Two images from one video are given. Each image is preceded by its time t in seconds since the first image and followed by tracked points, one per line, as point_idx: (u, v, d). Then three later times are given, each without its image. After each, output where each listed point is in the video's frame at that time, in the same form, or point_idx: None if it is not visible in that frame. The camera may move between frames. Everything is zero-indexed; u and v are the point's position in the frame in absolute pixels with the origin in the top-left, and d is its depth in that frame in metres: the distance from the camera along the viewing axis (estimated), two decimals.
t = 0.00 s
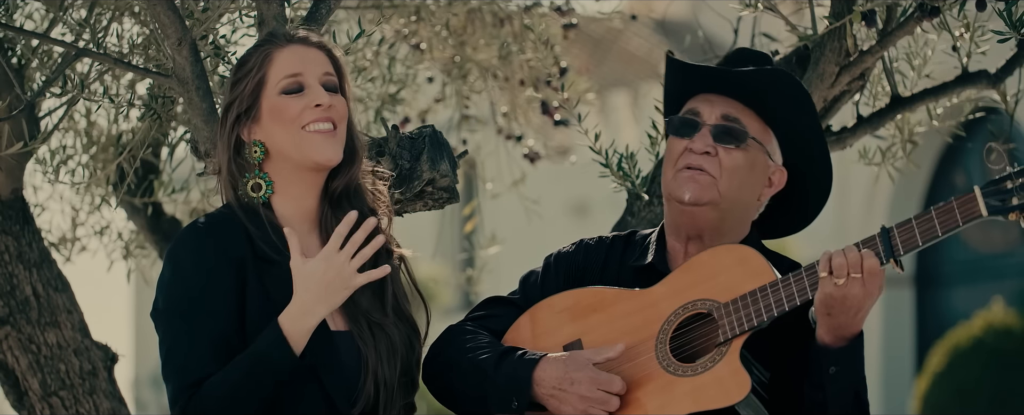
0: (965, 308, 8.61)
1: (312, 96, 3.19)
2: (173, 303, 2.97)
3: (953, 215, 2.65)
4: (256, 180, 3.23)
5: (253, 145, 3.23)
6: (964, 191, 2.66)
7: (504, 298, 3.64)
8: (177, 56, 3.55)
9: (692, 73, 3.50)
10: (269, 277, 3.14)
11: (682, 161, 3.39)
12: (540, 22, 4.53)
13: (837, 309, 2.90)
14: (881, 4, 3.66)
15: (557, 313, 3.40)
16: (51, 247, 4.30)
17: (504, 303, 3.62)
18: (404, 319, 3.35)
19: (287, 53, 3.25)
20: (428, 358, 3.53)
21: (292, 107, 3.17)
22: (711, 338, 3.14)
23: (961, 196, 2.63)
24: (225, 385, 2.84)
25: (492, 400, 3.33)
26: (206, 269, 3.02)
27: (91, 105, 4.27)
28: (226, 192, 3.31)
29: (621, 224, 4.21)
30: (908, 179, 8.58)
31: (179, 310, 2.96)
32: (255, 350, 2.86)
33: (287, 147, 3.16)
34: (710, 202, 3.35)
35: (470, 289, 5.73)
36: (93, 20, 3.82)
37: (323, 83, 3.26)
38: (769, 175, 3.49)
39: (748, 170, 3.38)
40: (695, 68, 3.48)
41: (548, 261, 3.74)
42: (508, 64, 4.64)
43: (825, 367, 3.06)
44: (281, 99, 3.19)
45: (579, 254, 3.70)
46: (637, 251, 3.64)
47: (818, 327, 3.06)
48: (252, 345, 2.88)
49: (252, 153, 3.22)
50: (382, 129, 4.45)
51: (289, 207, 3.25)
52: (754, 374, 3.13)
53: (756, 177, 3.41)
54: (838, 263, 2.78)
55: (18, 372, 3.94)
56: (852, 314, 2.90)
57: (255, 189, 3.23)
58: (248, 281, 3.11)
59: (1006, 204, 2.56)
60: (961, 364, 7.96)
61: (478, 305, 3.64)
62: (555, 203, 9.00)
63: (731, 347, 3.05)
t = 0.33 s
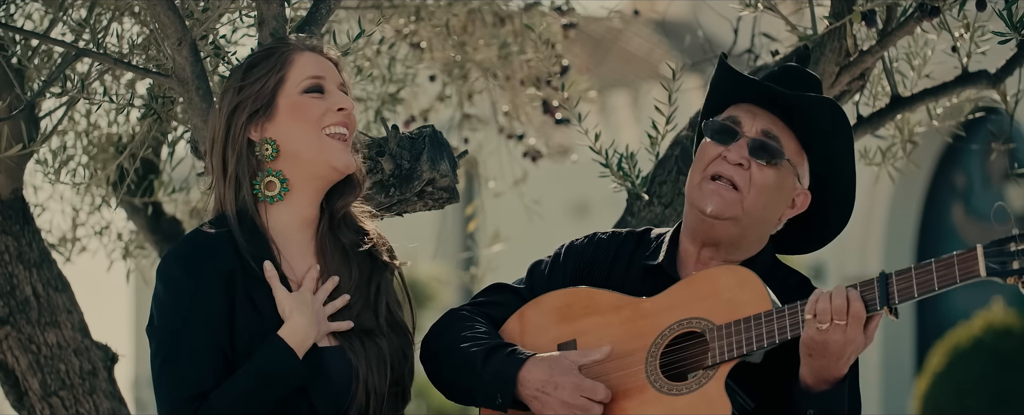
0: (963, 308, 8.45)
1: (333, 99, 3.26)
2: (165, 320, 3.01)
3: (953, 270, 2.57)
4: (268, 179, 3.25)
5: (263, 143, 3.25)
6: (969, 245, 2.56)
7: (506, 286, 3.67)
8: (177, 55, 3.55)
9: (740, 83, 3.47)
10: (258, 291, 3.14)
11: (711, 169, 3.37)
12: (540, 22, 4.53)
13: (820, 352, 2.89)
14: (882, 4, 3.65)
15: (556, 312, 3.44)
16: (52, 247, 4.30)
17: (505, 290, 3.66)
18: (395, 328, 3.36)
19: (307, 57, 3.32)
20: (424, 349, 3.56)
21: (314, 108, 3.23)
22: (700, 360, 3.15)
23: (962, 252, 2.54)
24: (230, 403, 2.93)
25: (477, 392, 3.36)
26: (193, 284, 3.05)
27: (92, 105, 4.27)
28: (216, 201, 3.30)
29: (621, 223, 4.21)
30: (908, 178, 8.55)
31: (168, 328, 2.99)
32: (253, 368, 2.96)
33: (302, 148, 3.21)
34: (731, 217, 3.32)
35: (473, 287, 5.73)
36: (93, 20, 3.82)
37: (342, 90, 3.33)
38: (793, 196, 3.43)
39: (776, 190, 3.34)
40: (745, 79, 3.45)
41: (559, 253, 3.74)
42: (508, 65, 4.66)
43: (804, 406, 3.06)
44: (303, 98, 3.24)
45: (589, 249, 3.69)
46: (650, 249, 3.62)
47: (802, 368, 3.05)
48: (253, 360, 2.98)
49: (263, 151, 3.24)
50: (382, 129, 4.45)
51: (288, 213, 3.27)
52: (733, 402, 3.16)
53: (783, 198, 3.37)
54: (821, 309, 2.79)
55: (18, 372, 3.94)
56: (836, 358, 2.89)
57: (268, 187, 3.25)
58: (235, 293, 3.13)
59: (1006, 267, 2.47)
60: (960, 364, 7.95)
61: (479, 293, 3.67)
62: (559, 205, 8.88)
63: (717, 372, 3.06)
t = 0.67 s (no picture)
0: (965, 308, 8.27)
1: (303, 115, 3.22)
2: (166, 346, 3.04)
3: (958, 297, 2.63)
4: (251, 203, 3.25)
5: (246, 167, 3.25)
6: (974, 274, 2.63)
7: (508, 285, 3.67)
8: (177, 56, 3.56)
9: (718, 79, 3.47)
10: (256, 310, 3.15)
11: (700, 166, 3.40)
12: (540, 22, 4.53)
13: (820, 374, 2.93)
14: (882, 3, 3.66)
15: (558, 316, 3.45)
16: (52, 246, 4.30)
17: (506, 289, 3.65)
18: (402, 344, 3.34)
19: (283, 72, 3.28)
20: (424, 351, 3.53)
21: (285, 126, 3.19)
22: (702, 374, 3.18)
23: (968, 279, 2.61)
24: None
25: (480, 393, 3.36)
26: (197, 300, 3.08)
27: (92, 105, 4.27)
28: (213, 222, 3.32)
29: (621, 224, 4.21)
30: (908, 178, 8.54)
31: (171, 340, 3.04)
32: (272, 391, 3.02)
33: (278, 166, 3.18)
34: (720, 213, 3.35)
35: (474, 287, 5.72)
36: (93, 20, 3.81)
37: (318, 103, 3.28)
38: (789, 188, 3.44)
39: (765, 180, 3.37)
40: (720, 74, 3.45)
41: (562, 252, 3.72)
42: (508, 65, 4.65)
43: None
44: (274, 117, 3.21)
45: (593, 248, 3.67)
46: (653, 251, 3.61)
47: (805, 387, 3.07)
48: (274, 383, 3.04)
49: (246, 175, 3.24)
50: (382, 129, 4.45)
51: (283, 229, 3.25)
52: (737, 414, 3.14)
53: (774, 189, 3.39)
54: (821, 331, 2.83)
55: (18, 372, 3.94)
56: (836, 380, 2.92)
57: (253, 211, 3.24)
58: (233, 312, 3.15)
59: (1011, 297, 2.54)
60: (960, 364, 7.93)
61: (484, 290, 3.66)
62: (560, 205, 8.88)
63: (720, 386, 3.10)
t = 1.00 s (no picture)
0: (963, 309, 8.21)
1: (303, 146, 3.25)
2: (155, 372, 3.02)
3: (965, 273, 2.60)
4: (252, 231, 3.26)
5: (246, 196, 3.27)
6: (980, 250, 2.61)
7: (513, 282, 3.68)
8: (177, 55, 3.56)
9: (730, 72, 3.53)
10: (244, 343, 3.15)
11: (713, 157, 3.38)
12: (540, 21, 4.53)
13: (829, 356, 2.90)
14: (882, 3, 3.66)
15: (559, 311, 3.45)
16: (53, 246, 4.31)
17: (512, 287, 3.66)
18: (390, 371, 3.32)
19: (284, 102, 3.31)
20: (430, 349, 3.55)
21: (285, 157, 3.22)
22: (709, 359, 3.14)
23: (975, 254, 2.58)
24: None
25: (484, 386, 3.35)
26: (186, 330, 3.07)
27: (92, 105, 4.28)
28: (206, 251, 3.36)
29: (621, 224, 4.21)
30: (908, 178, 8.50)
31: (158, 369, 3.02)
32: None
33: (278, 198, 3.21)
34: (733, 204, 3.32)
35: (473, 288, 5.72)
36: (93, 20, 3.82)
37: (317, 134, 3.31)
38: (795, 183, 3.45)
39: (778, 173, 3.36)
40: (734, 65, 3.50)
41: (565, 250, 3.74)
42: (508, 65, 4.65)
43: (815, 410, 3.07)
44: (273, 148, 3.24)
45: (596, 246, 3.69)
46: (655, 249, 3.63)
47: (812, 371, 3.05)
48: None
49: (245, 203, 3.26)
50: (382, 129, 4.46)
51: (276, 264, 3.28)
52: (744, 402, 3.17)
53: (784, 183, 3.39)
54: (828, 311, 2.81)
55: (18, 372, 3.94)
56: (845, 362, 2.90)
57: (252, 241, 3.26)
58: (221, 345, 3.14)
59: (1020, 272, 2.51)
60: (960, 364, 7.91)
61: (486, 289, 3.67)
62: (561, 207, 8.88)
63: (727, 371, 3.06)
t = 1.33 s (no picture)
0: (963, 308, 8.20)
1: (319, 129, 3.20)
2: (151, 347, 2.91)
3: (974, 255, 2.66)
4: (245, 210, 3.19)
5: (252, 175, 3.18)
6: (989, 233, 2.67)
7: (522, 280, 3.69)
8: (177, 55, 3.56)
9: (742, 73, 3.53)
10: (244, 325, 3.06)
11: (724, 159, 3.39)
12: (540, 21, 4.53)
13: (837, 338, 2.90)
14: (882, 3, 3.66)
15: (566, 302, 3.46)
16: (53, 246, 4.31)
17: (521, 284, 3.67)
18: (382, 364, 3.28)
19: (293, 85, 3.25)
20: (435, 343, 3.55)
21: (303, 140, 3.16)
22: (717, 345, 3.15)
23: (983, 237, 2.64)
24: None
25: (491, 375, 3.33)
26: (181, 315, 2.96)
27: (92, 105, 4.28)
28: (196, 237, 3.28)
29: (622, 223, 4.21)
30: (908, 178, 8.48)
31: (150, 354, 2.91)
32: None
33: (294, 182, 3.13)
34: (747, 204, 3.32)
35: (473, 287, 5.72)
36: (93, 20, 3.82)
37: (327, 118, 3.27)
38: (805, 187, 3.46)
39: (789, 175, 3.36)
40: (748, 65, 3.49)
41: (572, 250, 3.75)
42: (508, 65, 4.64)
43: (822, 397, 3.05)
44: (289, 129, 3.18)
45: (604, 247, 3.69)
46: (660, 248, 3.62)
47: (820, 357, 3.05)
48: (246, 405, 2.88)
49: (251, 182, 3.17)
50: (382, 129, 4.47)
51: (277, 246, 3.20)
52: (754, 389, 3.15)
53: (795, 187, 3.39)
54: (838, 290, 2.83)
55: (18, 372, 3.94)
56: (854, 346, 2.91)
57: (244, 219, 3.18)
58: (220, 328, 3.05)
59: None
60: (960, 364, 7.90)
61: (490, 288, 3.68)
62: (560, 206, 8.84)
63: (735, 356, 3.06)
